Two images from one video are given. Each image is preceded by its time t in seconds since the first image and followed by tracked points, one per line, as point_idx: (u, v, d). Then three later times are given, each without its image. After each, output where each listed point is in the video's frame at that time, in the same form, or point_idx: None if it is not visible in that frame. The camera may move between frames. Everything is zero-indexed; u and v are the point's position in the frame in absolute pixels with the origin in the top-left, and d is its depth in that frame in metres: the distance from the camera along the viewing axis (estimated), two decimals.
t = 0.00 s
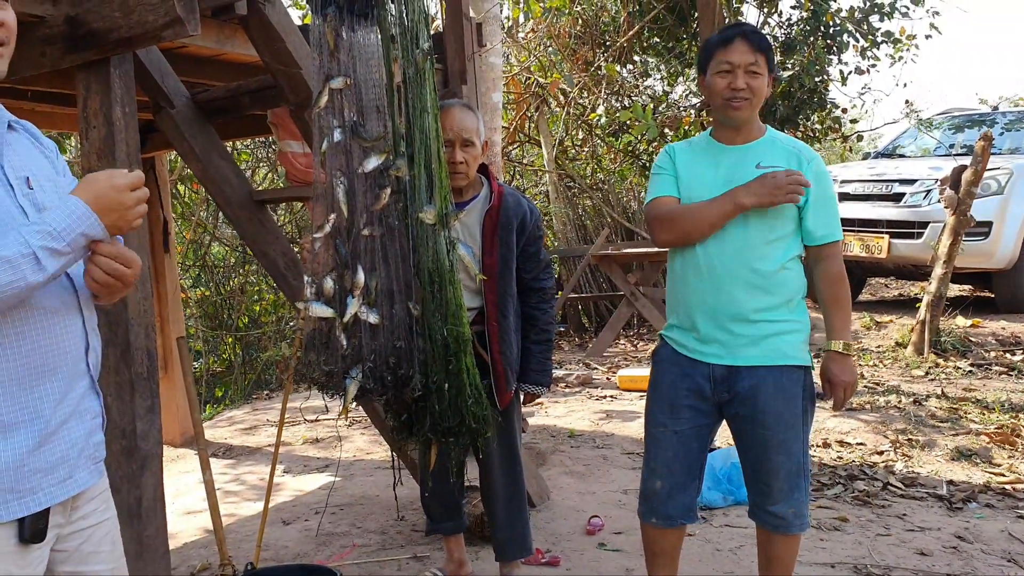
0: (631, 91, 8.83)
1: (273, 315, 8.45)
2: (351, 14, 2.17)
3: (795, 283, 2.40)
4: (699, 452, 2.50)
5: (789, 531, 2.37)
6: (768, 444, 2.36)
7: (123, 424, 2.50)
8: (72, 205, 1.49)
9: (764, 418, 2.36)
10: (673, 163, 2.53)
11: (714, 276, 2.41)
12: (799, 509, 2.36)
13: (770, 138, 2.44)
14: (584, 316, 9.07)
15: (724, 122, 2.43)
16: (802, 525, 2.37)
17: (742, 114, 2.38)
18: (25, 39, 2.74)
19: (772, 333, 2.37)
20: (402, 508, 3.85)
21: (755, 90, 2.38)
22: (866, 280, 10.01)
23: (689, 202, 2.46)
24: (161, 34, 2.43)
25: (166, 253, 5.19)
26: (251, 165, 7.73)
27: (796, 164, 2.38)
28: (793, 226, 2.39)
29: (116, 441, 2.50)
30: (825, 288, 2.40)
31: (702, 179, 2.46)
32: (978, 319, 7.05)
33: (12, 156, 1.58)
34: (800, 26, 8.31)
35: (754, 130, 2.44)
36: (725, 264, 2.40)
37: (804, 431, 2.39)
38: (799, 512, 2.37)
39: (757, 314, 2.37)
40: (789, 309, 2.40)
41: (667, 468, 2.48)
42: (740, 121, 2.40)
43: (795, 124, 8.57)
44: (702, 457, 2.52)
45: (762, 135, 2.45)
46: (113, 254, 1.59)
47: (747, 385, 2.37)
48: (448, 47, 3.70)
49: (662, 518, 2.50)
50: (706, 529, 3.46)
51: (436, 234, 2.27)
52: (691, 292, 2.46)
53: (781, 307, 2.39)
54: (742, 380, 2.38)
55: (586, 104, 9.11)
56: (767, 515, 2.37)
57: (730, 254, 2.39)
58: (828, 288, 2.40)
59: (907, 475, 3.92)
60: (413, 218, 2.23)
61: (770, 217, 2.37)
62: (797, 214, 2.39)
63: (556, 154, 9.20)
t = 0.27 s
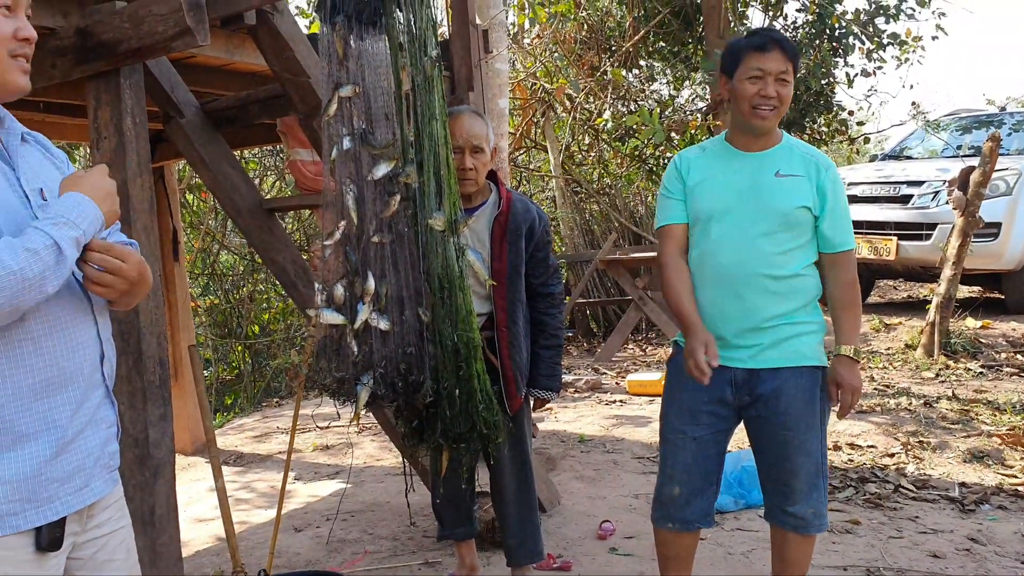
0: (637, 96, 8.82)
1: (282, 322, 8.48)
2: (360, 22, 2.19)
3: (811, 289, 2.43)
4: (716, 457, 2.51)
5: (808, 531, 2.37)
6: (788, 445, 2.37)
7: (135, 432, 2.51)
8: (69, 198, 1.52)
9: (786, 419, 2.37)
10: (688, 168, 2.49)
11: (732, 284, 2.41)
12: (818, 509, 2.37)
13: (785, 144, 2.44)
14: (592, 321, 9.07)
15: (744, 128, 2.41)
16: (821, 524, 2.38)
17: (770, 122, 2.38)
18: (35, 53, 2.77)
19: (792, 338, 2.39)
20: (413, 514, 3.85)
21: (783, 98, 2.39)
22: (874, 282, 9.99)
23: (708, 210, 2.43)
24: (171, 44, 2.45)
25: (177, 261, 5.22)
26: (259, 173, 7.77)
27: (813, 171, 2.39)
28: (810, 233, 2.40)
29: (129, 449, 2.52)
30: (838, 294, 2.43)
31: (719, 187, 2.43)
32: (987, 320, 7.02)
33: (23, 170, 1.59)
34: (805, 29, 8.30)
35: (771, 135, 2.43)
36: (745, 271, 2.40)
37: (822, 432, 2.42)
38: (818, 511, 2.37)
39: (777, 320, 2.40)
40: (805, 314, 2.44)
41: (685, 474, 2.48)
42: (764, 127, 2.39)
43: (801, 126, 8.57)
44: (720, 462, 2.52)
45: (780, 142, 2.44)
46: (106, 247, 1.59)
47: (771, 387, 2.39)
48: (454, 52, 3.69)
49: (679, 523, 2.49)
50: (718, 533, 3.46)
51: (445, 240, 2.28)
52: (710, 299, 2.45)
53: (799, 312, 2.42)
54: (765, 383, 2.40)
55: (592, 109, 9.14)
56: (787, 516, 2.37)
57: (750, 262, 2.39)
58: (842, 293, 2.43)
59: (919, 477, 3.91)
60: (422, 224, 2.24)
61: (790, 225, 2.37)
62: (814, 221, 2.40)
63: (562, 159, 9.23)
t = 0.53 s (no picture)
0: (649, 100, 8.78)
1: (298, 331, 8.53)
2: (373, 34, 2.22)
3: (829, 294, 2.42)
4: (737, 461, 2.52)
5: (828, 536, 2.37)
6: (807, 450, 2.37)
7: (156, 443, 2.53)
8: (89, 213, 1.52)
9: (805, 422, 2.37)
10: (710, 170, 2.51)
11: (749, 286, 2.43)
12: (838, 513, 2.36)
13: (807, 147, 2.43)
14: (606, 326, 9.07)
15: (763, 129, 2.42)
16: (842, 529, 2.37)
17: (790, 122, 2.38)
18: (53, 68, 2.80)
19: (807, 343, 2.39)
20: (431, 521, 3.87)
21: (803, 98, 2.39)
22: (890, 284, 9.94)
23: (727, 212, 2.45)
24: (188, 58, 2.49)
25: (193, 271, 5.27)
26: (273, 183, 7.82)
27: (835, 176, 2.37)
28: (829, 238, 2.39)
29: (149, 459, 2.54)
30: (854, 299, 2.40)
31: (739, 189, 2.44)
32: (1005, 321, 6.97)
33: (48, 185, 1.62)
34: (816, 31, 8.27)
35: (792, 138, 2.43)
36: (761, 275, 2.40)
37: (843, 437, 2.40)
38: (838, 516, 2.37)
39: (793, 325, 2.40)
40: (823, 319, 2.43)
41: (705, 476, 2.50)
42: (785, 129, 2.38)
43: (813, 129, 8.56)
44: (740, 466, 2.53)
45: (801, 144, 2.44)
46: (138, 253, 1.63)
47: (789, 391, 2.40)
48: (467, 58, 3.65)
49: (700, 526, 2.51)
50: (736, 537, 3.45)
51: (460, 248, 2.29)
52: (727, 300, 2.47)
53: (817, 317, 2.41)
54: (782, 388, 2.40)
55: (604, 114, 9.13)
56: (807, 520, 2.37)
57: (767, 266, 2.40)
58: (858, 298, 2.40)
59: (938, 479, 3.88)
60: (437, 232, 2.26)
61: (808, 230, 2.37)
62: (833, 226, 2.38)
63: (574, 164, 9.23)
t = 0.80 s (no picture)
0: (683, 102, 8.71)
1: (336, 338, 8.60)
2: (409, 44, 2.22)
3: (859, 298, 2.37)
4: (771, 462, 2.50)
5: (859, 544, 2.34)
6: (829, 456, 2.35)
7: (201, 450, 2.57)
8: (146, 216, 1.55)
9: (824, 427, 2.35)
10: (749, 172, 2.57)
11: (773, 289, 2.45)
12: (868, 522, 2.33)
13: (842, 148, 2.38)
14: (643, 330, 9.02)
15: (792, 132, 2.44)
16: (873, 538, 2.34)
17: (802, 124, 2.38)
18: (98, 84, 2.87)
19: (830, 347, 2.36)
20: (470, 527, 3.88)
21: (815, 98, 2.37)
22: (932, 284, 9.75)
23: (756, 214, 2.49)
24: (228, 71, 2.53)
25: (234, 281, 5.36)
26: (310, 192, 7.92)
27: (865, 177, 2.31)
28: (858, 240, 2.34)
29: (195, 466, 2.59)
30: (897, 303, 2.34)
31: (768, 191, 2.48)
32: None
33: (103, 199, 1.66)
34: (852, 30, 8.14)
35: (825, 139, 2.40)
36: (784, 276, 2.42)
37: (875, 446, 2.36)
38: (868, 525, 2.33)
39: (816, 328, 2.38)
40: (851, 323, 2.38)
41: (735, 475, 2.51)
42: (808, 130, 2.40)
43: (850, 129, 8.47)
44: (774, 467, 2.51)
45: (837, 145, 2.40)
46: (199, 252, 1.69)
47: (809, 398, 2.38)
48: (500, 65, 3.65)
49: (734, 525, 2.52)
50: (778, 541, 3.40)
51: (498, 255, 2.28)
52: (755, 301, 2.51)
53: (844, 321, 2.37)
54: (802, 392, 2.39)
55: (637, 117, 9.08)
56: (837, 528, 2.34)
57: (790, 267, 2.41)
58: (900, 303, 2.33)
59: (985, 483, 3.79)
60: (475, 239, 2.26)
61: (833, 232, 2.34)
62: (862, 228, 2.33)
63: (609, 168, 9.20)
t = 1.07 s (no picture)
0: (725, 105, 8.63)
1: (380, 345, 8.69)
2: (451, 54, 2.23)
3: (902, 303, 2.31)
4: (817, 462, 2.46)
5: (906, 553, 2.28)
6: (872, 462, 2.31)
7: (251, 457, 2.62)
8: (214, 242, 1.62)
9: (866, 433, 2.31)
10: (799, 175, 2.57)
11: (815, 292, 2.44)
12: (915, 531, 2.27)
13: (887, 150, 2.34)
14: (687, 334, 8.94)
15: (834, 135, 2.43)
16: (921, 547, 2.27)
17: (839, 125, 2.38)
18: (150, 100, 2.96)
19: (870, 353, 2.32)
20: (515, 533, 3.88)
21: (847, 100, 2.34)
22: (984, 285, 9.50)
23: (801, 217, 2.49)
24: (274, 84, 2.58)
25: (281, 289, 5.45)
26: (353, 201, 8.03)
27: (906, 179, 2.26)
28: (899, 244, 2.29)
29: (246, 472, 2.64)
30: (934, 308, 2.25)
31: (812, 195, 2.47)
32: None
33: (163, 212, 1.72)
34: (898, 28, 7.99)
35: (869, 141, 2.37)
36: (826, 280, 2.40)
37: (920, 454, 2.30)
38: (915, 533, 2.27)
39: (856, 333, 2.34)
40: (895, 329, 2.32)
41: (781, 474, 2.48)
42: (847, 132, 2.39)
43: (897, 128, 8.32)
44: (822, 470, 2.47)
45: (882, 147, 2.36)
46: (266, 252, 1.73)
47: (849, 404, 2.34)
48: (540, 73, 3.66)
49: (781, 525, 2.48)
50: (827, 548, 3.34)
51: (541, 261, 2.28)
52: (800, 305, 2.50)
53: (886, 327, 2.32)
54: (842, 397, 2.35)
55: (679, 121, 9.02)
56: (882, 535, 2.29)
57: (831, 271, 2.39)
58: (937, 308, 2.24)
59: None
60: (518, 246, 2.26)
61: (872, 237, 2.31)
62: (904, 231, 2.28)
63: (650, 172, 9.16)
